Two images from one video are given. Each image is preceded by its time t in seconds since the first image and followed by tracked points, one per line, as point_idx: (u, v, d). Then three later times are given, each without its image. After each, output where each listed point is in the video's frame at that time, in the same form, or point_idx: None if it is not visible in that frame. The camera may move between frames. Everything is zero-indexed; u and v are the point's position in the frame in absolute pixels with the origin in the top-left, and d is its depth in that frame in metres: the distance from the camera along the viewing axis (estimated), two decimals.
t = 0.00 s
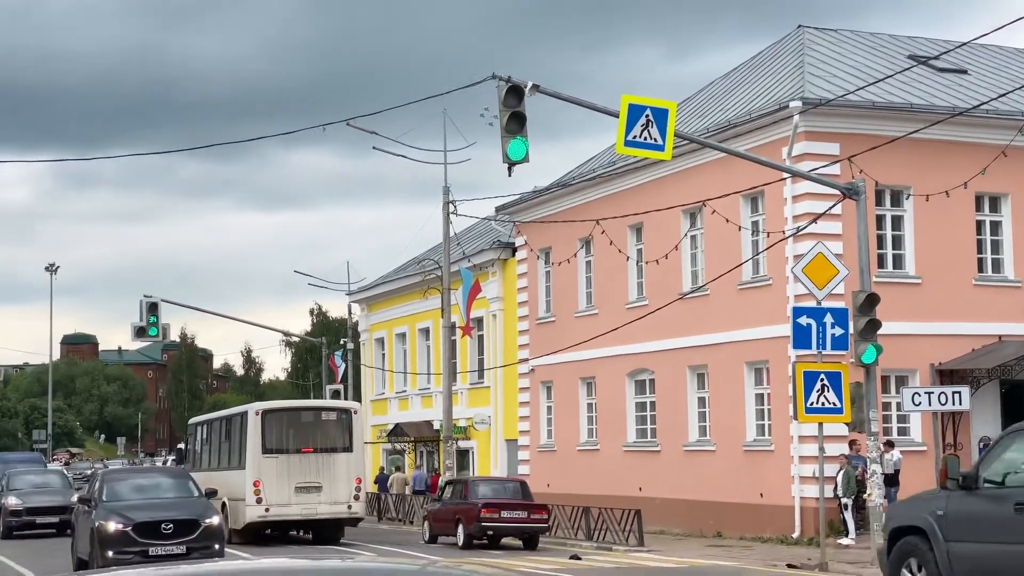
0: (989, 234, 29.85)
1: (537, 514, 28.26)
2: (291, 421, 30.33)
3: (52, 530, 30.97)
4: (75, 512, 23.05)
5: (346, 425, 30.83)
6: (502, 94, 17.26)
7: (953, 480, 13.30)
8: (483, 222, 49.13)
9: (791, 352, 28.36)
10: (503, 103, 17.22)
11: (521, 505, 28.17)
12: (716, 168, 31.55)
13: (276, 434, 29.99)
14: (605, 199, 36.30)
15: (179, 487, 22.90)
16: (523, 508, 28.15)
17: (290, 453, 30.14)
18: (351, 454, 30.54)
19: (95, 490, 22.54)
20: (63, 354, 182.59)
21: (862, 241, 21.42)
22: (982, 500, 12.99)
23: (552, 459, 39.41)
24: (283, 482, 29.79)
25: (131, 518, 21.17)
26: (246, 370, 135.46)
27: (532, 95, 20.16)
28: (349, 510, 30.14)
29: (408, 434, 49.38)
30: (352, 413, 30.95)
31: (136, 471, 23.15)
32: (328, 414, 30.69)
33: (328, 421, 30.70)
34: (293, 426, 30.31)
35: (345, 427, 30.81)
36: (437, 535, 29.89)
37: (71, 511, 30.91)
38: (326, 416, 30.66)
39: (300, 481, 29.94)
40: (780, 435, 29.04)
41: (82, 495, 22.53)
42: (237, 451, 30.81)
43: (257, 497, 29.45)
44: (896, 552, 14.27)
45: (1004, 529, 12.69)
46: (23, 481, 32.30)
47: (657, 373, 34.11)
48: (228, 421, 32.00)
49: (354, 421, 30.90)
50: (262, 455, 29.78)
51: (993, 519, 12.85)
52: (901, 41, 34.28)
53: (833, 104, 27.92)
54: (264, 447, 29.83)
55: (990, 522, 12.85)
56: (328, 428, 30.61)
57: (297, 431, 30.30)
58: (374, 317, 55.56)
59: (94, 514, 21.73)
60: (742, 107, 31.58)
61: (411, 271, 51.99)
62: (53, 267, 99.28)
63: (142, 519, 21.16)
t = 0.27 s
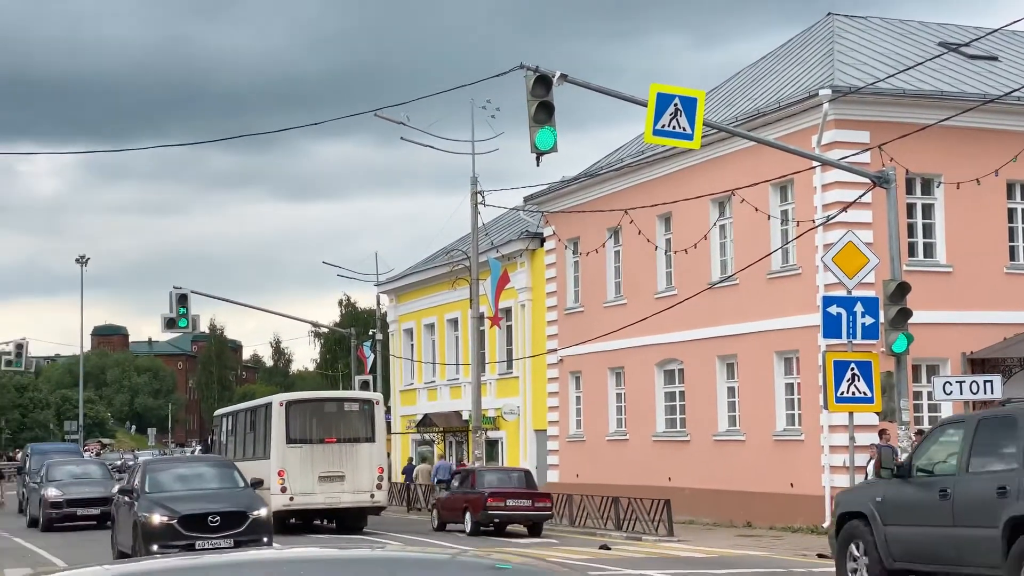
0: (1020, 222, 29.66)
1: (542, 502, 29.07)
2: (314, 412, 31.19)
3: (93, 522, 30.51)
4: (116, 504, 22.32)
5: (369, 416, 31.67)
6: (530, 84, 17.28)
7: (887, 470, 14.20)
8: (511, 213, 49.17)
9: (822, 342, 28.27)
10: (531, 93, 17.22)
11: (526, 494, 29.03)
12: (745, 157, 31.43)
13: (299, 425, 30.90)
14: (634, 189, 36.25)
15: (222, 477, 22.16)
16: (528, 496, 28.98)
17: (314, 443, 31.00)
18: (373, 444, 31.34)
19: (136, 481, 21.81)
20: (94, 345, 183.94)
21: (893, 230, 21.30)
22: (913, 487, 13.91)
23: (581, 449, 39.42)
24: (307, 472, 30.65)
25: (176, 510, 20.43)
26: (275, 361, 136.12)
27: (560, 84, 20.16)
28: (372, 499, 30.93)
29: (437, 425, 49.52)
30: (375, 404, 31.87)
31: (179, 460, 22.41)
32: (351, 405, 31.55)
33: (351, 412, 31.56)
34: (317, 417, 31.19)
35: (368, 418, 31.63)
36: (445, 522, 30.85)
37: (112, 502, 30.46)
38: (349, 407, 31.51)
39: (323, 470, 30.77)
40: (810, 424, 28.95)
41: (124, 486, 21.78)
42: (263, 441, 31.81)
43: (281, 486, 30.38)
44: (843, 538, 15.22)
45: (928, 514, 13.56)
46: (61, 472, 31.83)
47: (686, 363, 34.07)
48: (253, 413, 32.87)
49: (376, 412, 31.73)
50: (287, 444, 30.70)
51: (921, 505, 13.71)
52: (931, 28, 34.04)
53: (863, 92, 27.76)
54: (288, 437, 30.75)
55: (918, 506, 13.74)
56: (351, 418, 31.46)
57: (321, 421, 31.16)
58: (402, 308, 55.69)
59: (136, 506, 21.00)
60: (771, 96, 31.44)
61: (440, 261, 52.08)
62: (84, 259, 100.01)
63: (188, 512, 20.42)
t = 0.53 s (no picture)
0: None
1: (544, 493, 30.40)
2: (337, 405, 31.52)
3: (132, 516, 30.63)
4: (160, 501, 21.40)
5: (391, 410, 31.91)
6: (556, 77, 17.33)
7: (838, 460, 15.26)
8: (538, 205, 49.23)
9: (849, 334, 28.21)
10: (557, 86, 17.28)
11: (529, 484, 30.42)
12: (772, 149, 31.36)
13: (323, 417, 31.18)
14: (660, 181, 36.24)
15: (268, 471, 21.12)
16: (531, 487, 30.38)
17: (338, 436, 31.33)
18: (395, 437, 31.61)
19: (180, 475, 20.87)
20: (123, 339, 185.12)
21: (921, 222, 21.24)
22: (862, 477, 14.88)
23: (608, 442, 39.45)
24: (330, 464, 30.94)
25: (222, 504, 19.40)
26: (303, 354, 136.70)
27: (586, 77, 20.20)
28: (394, 490, 31.26)
29: (465, 417, 49.65)
30: (397, 397, 31.90)
31: (224, 454, 21.43)
32: (373, 398, 31.86)
33: (374, 405, 31.82)
34: (340, 410, 31.51)
35: (390, 412, 31.87)
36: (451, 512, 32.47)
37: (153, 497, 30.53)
38: (372, 401, 31.82)
39: (346, 463, 31.09)
40: (838, 416, 28.90)
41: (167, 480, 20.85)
42: (288, 434, 32.18)
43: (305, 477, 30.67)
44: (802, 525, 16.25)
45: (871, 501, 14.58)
46: (100, 466, 31.92)
47: (714, 355, 34.05)
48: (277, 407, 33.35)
49: (398, 406, 31.92)
50: (310, 437, 31.01)
51: (866, 493, 14.74)
52: (960, 19, 33.86)
53: (890, 83, 27.66)
54: (312, 429, 31.06)
55: (863, 494, 14.76)
56: (374, 412, 31.73)
57: (344, 414, 31.48)
58: (429, 301, 55.82)
59: (180, 501, 20.03)
60: (798, 87, 31.36)
61: (467, 254, 52.20)
62: (113, 253, 100.56)
63: (234, 506, 19.39)
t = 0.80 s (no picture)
0: None
1: (547, 487, 31.71)
2: (360, 402, 31.69)
3: (169, 513, 30.57)
4: (203, 498, 20.40)
5: (412, 406, 32.15)
6: (582, 73, 17.33)
7: (800, 457, 16.48)
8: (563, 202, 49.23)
9: (877, 330, 28.09)
10: (583, 82, 17.28)
11: (533, 479, 31.69)
12: (799, 144, 31.25)
13: (346, 414, 31.42)
14: (686, 177, 36.18)
15: (314, 467, 20.04)
16: (535, 481, 31.69)
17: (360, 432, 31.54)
18: (417, 433, 31.79)
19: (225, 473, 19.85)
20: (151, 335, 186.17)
21: (950, 217, 21.13)
22: (823, 471, 16.13)
23: (634, 438, 39.42)
24: (352, 460, 31.16)
25: (269, 503, 18.37)
26: (329, 350, 137.18)
27: (612, 73, 20.18)
28: (415, 486, 31.39)
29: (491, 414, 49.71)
30: (417, 395, 32.23)
31: (268, 450, 20.40)
32: (395, 396, 32.06)
33: (395, 402, 32.03)
34: (362, 407, 31.70)
35: (411, 408, 32.12)
36: (459, 505, 33.62)
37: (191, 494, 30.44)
38: (393, 398, 32.00)
39: (368, 459, 31.28)
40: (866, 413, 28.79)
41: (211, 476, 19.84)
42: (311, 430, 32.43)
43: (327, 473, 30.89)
44: (770, 513, 17.46)
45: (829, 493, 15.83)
46: (136, 462, 31.83)
47: (740, 351, 33.98)
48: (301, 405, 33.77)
49: (420, 402, 32.20)
50: (333, 433, 31.23)
51: (827, 486, 16.00)
52: (988, 13, 33.65)
53: (918, 78, 27.52)
54: (334, 426, 31.27)
55: (822, 488, 16.02)
56: (395, 409, 31.94)
57: (366, 411, 31.67)
58: (455, 297, 55.91)
59: (225, 500, 19.02)
60: (825, 82, 31.25)
61: (493, 250, 52.25)
62: (140, 249, 101.05)
63: (281, 504, 18.35)
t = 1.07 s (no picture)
0: None
1: (551, 484, 32.43)
2: (383, 401, 31.93)
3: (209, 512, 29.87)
4: (246, 501, 18.98)
5: (434, 405, 32.39)
6: (610, 72, 17.34)
7: (775, 456, 17.22)
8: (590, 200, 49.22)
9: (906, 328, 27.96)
10: (611, 80, 17.29)
11: (537, 477, 32.43)
12: (828, 142, 31.13)
13: (369, 413, 31.67)
14: (713, 175, 36.11)
15: (362, 467, 18.62)
16: (539, 479, 32.40)
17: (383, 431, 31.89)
18: (439, 432, 32.12)
19: (270, 473, 18.48)
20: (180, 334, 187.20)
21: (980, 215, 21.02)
22: (796, 469, 16.88)
23: (662, 437, 39.37)
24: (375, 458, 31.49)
25: (319, 503, 16.94)
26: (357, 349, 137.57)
27: (639, 71, 20.20)
28: (438, 484, 31.75)
29: (518, 412, 49.74)
30: (440, 394, 32.43)
31: (316, 449, 19.01)
32: (417, 395, 32.26)
33: (418, 402, 32.26)
34: (385, 407, 31.97)
35: (434, 407, 32.38)
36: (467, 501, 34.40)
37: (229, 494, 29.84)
38: (416, 397, 32.20)
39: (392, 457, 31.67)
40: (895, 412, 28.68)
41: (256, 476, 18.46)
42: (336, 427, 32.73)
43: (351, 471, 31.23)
44: (752, 506, 18.24)
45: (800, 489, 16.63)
46: (172, 461, 31.27)
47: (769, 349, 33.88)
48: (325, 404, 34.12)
49: (442, 401, 32.42)
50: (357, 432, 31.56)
51: (799, 483, 16.74)
52: (1018, 10, 33.45)
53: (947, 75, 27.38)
54: (358, 425, 31.59)
55: (794, 484, 16.79)
56: (417, 408, 32.21)
57: (389, 410, 31.96)
58: (483, 296, 55.98)
59: (271, 501, 17.60)
60: (853, 80, 31.15)
61: (520, 249, 52.28)
62: (168, 249, 101.68)
63: (332, 504, 16.92)
